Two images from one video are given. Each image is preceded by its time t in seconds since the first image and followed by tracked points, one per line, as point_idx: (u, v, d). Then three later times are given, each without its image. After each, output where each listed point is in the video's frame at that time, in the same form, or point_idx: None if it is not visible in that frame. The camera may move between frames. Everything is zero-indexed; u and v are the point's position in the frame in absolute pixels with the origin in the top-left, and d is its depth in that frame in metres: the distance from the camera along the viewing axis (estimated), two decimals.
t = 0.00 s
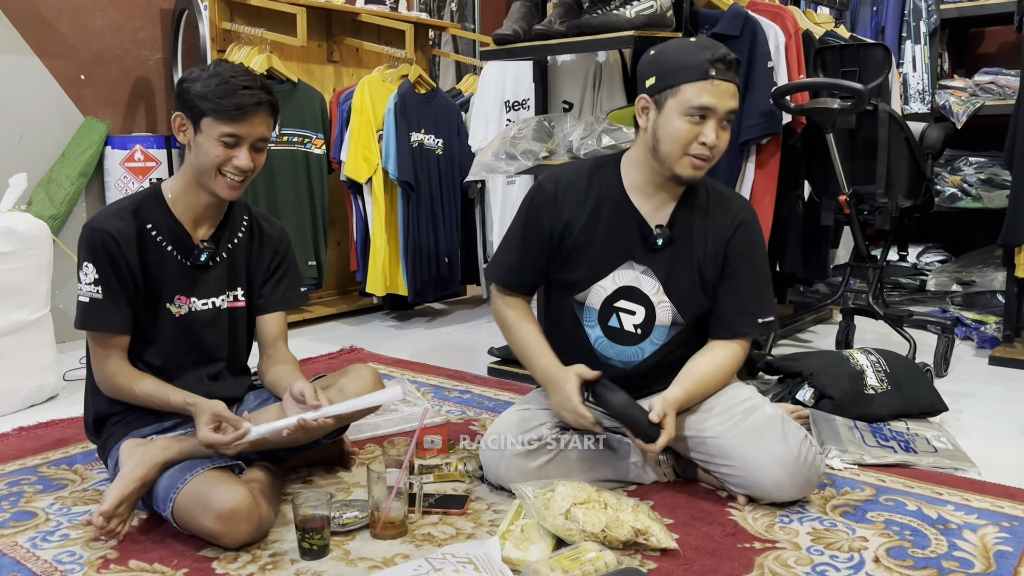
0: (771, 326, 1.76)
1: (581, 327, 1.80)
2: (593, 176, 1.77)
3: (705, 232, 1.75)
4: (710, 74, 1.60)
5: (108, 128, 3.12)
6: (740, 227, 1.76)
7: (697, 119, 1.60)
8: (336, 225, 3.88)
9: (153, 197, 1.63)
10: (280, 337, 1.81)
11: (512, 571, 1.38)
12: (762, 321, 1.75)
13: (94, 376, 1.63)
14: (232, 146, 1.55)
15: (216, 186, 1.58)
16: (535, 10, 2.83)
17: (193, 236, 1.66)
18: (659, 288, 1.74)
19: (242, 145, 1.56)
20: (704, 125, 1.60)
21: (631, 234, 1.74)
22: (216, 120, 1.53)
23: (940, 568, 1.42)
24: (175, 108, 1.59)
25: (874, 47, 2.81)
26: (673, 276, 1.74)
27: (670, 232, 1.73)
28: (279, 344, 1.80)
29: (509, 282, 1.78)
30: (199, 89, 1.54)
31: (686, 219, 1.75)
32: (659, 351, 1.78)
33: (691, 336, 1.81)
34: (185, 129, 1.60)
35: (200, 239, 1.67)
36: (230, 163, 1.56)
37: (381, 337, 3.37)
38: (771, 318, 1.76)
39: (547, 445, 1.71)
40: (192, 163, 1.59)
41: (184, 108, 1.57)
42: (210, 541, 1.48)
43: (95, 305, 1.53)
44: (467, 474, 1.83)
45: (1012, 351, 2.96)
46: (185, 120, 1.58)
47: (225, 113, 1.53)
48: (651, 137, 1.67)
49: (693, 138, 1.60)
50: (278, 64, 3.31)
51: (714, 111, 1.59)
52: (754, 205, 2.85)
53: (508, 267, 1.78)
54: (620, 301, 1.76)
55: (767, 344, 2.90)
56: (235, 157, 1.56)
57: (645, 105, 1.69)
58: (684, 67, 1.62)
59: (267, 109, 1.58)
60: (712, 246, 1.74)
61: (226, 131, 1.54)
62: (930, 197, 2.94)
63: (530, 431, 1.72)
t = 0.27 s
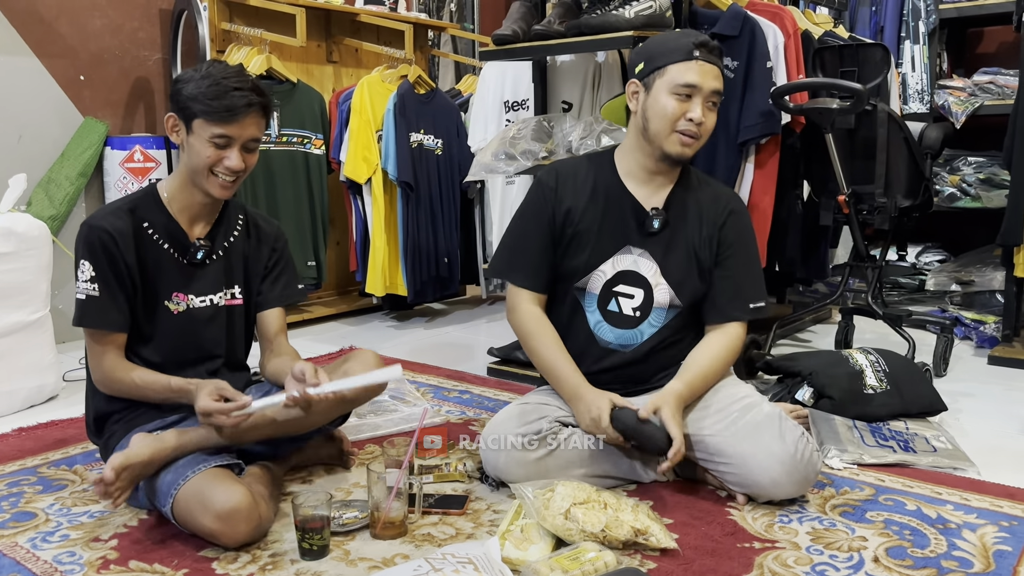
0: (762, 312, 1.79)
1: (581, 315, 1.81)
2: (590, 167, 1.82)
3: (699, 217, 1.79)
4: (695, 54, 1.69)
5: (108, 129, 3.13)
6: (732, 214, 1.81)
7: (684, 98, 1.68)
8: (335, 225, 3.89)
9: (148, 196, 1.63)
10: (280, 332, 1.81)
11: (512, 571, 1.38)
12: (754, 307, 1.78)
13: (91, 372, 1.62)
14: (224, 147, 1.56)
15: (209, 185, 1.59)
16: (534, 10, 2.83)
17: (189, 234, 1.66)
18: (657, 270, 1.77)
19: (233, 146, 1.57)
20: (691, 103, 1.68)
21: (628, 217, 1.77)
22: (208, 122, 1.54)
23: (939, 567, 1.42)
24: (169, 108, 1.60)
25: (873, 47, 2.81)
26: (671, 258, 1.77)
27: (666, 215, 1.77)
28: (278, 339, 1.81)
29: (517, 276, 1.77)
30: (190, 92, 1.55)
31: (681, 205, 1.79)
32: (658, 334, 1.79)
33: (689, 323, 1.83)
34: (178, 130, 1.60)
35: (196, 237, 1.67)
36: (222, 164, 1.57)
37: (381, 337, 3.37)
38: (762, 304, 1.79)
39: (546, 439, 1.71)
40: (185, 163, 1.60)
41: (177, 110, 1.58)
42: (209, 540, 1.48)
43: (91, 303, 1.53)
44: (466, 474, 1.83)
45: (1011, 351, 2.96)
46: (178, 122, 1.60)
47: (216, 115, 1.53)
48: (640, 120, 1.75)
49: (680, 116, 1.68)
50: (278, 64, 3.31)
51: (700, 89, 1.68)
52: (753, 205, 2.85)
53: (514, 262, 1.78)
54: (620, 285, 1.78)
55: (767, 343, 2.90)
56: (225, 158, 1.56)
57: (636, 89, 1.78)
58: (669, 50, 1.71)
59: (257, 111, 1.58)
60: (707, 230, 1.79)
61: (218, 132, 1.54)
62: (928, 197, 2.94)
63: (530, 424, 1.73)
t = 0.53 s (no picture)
0: (763, 302, 1.80)
1: (581, 308, 1.80)
2: (586, 164, 1.84)
3: (696, 211, 1.81)
4: (682, 48, 1.76)
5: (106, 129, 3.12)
6: (729, 208, 1.83)
7: (674, 88, 1.74)
8: (334, 226, 3.88)
9: (133, 199, 1.63)
10: (276, 322, 1.82)
11: (510, 572, 1.38)
12: (755, 297, 1.79)
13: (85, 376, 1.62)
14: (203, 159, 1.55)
15: (193, 194, 1.58)
16: (532, 10, 2.83)
17: (178, 233, 1.66)
18: (656, 261, 1.77)
19: (211, 158, 1.55)
20: (682, 93, 1.73)
21: (625, 210, 1.79)
22: (185, 136, 1.52)
23: (938, 567, 1.42)
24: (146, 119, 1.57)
25: (872, 47, 2.81)
26: (670, 249, 1.77)
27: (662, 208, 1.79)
28: (276, 329, 1.81)
29: (512, 271, 1.79)
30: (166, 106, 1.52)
31: (678, 199, 1.81)
32: (660, 325, 1.78)
33: (687, 316, 1.82)
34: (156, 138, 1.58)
35: (184, 236, 1.67)
36: (201, 176, 1.56)
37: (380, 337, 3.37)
38: (762, 294, 1.80)
39: (545, 436, 1.72)
40: (166, 171, 1.59)
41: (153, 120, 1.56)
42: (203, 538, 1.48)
43: (82, 306, 1.54)
44: (465, 474, 1.83)
45: (1010, 351, 2.96)
46: (155, 131, 1.56)
47: (190, 130, 1.51)
48: (632, 113, 1.79)
49: (671, 106, 1.72)
50: (276, 64, 3.30)
51: (689, 80, 1.74)
52: (751, 205, 2.86)
53: (508, 258, 1.80)
54: (619, 277, 1.77)
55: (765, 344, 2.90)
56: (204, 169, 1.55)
57: (627, 85, 1.82)
58: (658, 45, 1.77)
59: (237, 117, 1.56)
60: (705, 222, 1.80)
61: (195, 146, 1.53)
62: (927, 197, 2.94)
63: (529, 420, 1.74)
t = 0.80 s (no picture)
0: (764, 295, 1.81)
1: (580, 307, 1.80)
2: (580, 165, 1.84)
3: (693, 205, 1.81)
4: (669, 44, 1.78)
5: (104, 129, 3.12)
6: (725, 204, 1.83)
7: (664, 84, 1.75)
8: (332, 226, 3.88)
9: (114, 203, 1.63)
10: (271, 319, 1.84)
11: (509, 572, 1.38)
12: (755, 290, 1.80)
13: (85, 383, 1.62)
14: (172, 167, 1.52)
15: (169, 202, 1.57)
16: (531, 10, 2.83)
17: (162, 234, 1.66)
18: (654, 256, 1.77)
19: (181, 166, 1.53)
20: (672, 87, 1.75)
21: (620, 207, 1.79)
22: (150, 146, 1.49)
23: (936, 567, 1.42)
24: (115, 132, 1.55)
25: (870, 47, 2.82)
26: (668, 245, 1.78)
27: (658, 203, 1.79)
28: (274, 326, 1.84)
29: (509, 272, 1.79)
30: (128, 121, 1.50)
31: (674, 195, 1.81)
32: (659, 321, 1.78)
33: (684, 311, 1.82)
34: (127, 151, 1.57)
35: (169, 237, 1.66)
36: (173, 184, 1.54)
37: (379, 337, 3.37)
38: (763, 286, 1.81)
39: (544, 434, 1.72)
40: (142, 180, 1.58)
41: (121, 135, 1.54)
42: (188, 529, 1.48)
43: (75, 314, 1.54)
44: (464, 474, 1.83)
45: (1008, 350, 2.96)
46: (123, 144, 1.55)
47: (153, 141, 1.48)
48: (624, 111, 1.80)
49: (662, 101, 1.74)
50: (275, 64, 3.30)
51: (678, 75, 1.74)
52: (750, 205, 2.86)
53: (505, 260, 1.80)
54: (618, 274, 1.77)
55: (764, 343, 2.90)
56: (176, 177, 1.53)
57: (616, 84, 1.83)
58: (643, 42, 1.79)
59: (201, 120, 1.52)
60: (702, 217, 1.81)
61: (161, 155, 1.50)
62: (925, 196, 2.95)
63: (527, 418, 1.74)
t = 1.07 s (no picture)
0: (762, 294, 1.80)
1: (575, 308, 1.81)
2: (573, 165, 1.84)
3: (688, 205, 1.80)
4: (661, 40, 1.78)
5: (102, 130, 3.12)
6: (722, 202, 1.82)
7: (659, 79, 1.74)
8: (331, 226, 3.88)
9: (107, 208, 1.62)
10: (271, 321, 1.87)
11: (508, 572, 1.38)
12: (752, 289, 1.79)
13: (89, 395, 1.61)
14: (160, 171, 1.52)
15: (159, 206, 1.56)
16: (529, 10, 2.83)
17: (157, 238, 1.65)
18: (648, 257, 1.76)
19: (170, 168, 1.53)
20: (665, 82, 1.74)
21: (615, 208, 1.78)
22: (136, 151, 1.49)
23: (935, 566, 1.42)
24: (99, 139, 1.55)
25: (868, 46, 2.82)
26: (663, 245, 1.77)
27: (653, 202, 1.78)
28: (274, 330, 1.87)
29: (503, 271, 1.81)
30: (112, 124, 1.50)
31: (670, 194, 1.80)
32: (655, 322, 1.77)
33: (681, 311, 1.81)
34: (113, 156, 1.56)
35: (164, 241, 1.66)
36: (163, 186, 1.53)
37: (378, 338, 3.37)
38: (759, 285, 1.79)
39: (544, 435, 1.73)
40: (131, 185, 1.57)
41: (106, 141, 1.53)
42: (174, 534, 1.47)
43: (72, 324, 1.53)
44: (463, 474, 1.83)
45: (1007, 349, 2.97)
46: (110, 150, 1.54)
47: (140, 147, 1.48)
48: (619, 108, 1.80)
49: (657, 95, 1.73)
50: (273, 64, 3.29)
51: (673, 70, 1.75)
52: (749, 204, 2.86)
53: (498, 259, 1.82)
54: (613, 275, 1.77)
55: (762, 343, 2.90)
56: (167, 180, 1.53)
57: (611, 81, 1.83)
58: (635, 39, 1.80)
59: (186, 119, 1.52)
60: (698, 216, 1.80)
61: (150, 159, 1.50)
62: (923, 196, 2.95)
63: (526, 420, 1.75)
